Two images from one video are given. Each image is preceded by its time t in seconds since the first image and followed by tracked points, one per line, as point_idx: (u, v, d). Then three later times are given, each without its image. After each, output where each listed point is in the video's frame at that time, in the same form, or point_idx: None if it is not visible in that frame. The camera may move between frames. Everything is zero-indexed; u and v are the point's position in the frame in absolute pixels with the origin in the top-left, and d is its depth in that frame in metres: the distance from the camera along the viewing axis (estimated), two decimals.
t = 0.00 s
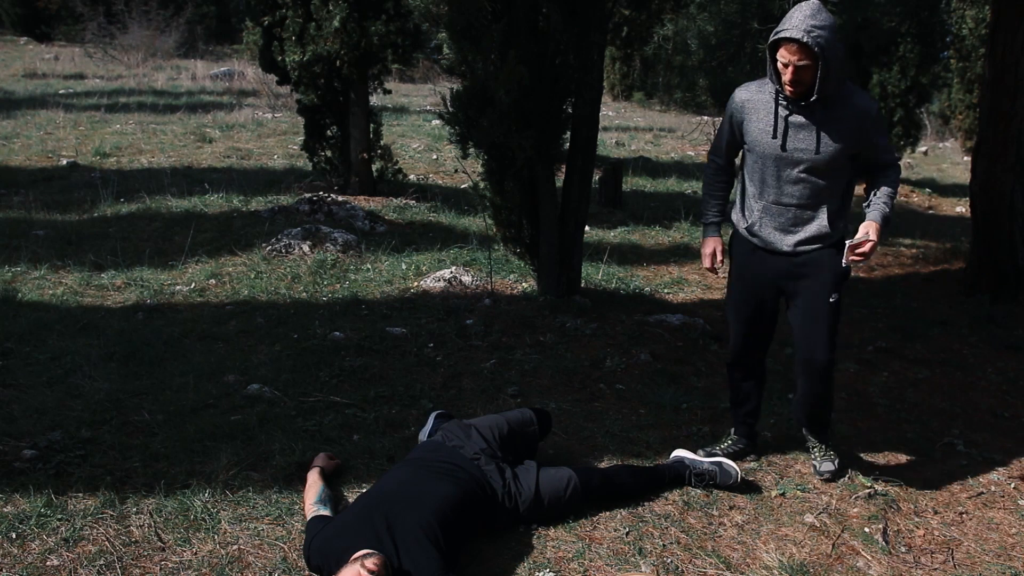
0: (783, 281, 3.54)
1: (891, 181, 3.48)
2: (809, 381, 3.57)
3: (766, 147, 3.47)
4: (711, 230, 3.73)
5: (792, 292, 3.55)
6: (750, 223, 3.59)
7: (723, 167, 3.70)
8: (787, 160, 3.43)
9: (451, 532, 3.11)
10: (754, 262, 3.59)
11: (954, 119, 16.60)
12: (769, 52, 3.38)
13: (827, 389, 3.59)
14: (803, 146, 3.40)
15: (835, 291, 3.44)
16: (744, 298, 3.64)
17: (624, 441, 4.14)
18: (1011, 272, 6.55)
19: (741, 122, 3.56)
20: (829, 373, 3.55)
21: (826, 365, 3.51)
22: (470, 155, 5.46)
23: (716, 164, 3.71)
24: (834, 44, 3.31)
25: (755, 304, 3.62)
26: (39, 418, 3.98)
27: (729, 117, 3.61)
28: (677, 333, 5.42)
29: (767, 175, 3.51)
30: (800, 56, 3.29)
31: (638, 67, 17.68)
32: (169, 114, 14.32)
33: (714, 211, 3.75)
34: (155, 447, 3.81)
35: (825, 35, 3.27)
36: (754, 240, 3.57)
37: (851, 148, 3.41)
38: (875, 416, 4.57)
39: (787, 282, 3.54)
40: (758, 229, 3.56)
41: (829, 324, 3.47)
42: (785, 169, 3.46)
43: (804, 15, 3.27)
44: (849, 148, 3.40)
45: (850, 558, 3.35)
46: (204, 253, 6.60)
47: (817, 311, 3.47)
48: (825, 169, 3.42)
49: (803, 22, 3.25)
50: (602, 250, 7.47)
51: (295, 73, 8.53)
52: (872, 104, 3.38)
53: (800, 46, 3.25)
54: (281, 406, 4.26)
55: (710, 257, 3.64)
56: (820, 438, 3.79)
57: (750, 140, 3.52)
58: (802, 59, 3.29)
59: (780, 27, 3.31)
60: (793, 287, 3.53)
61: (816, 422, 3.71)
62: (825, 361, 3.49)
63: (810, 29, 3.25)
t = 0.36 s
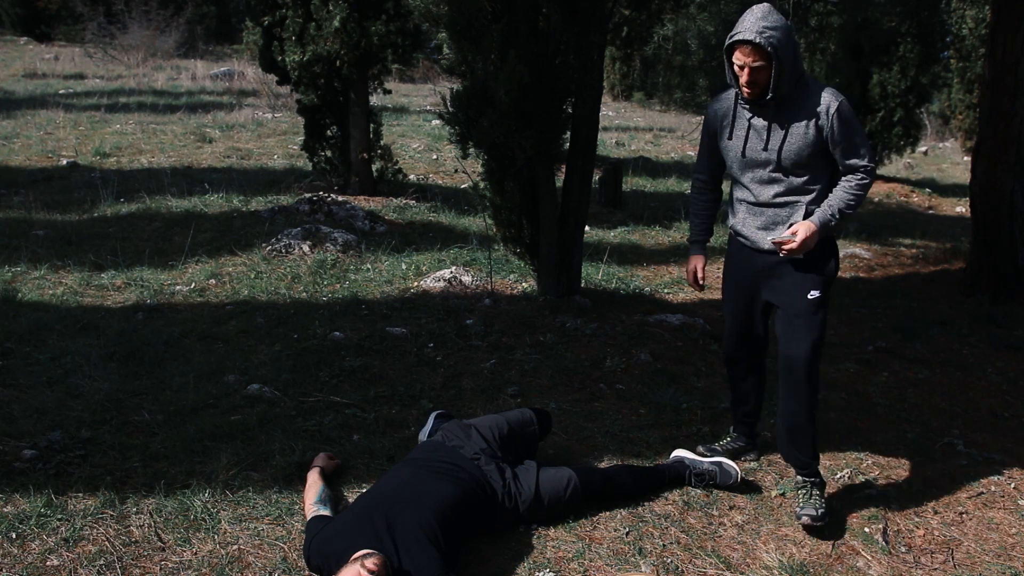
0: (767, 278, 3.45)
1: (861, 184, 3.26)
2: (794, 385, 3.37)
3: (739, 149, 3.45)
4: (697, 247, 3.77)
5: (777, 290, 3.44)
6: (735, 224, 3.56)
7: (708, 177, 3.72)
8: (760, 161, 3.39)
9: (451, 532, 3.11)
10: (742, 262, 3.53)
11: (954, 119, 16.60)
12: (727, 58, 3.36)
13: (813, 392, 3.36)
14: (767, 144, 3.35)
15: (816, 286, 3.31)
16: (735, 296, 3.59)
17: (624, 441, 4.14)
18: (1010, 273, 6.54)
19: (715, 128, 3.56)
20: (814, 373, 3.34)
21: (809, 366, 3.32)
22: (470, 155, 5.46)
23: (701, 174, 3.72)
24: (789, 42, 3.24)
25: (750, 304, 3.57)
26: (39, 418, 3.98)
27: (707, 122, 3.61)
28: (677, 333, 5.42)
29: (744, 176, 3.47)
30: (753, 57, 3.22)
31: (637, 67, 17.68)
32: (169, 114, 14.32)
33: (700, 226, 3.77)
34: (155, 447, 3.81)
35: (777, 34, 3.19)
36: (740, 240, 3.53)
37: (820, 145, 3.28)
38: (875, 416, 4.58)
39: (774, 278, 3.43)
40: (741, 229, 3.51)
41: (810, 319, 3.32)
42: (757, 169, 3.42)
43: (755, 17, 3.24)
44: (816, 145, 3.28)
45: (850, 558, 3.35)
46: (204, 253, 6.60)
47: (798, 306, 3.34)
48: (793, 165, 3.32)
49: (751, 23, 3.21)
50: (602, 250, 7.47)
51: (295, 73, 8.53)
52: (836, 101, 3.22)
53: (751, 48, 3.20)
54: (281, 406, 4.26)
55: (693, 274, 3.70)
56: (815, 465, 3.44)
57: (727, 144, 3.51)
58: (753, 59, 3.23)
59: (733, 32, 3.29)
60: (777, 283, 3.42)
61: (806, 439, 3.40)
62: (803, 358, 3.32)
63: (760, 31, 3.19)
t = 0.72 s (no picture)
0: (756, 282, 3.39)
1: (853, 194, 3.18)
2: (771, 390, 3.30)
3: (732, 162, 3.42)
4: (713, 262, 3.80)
5: (766, 293, 3.36)
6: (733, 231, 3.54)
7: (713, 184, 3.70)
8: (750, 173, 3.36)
9: (451, 531, 3.11)
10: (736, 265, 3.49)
11: (954, 118, 16.60)
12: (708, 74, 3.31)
13: (796, 396, 3.27)
14: (756, 159, 3.32)
15: (802, 294, 3.22)
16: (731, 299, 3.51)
17: (624, 441, 4.14)
18: (1010, 273, 6.54)
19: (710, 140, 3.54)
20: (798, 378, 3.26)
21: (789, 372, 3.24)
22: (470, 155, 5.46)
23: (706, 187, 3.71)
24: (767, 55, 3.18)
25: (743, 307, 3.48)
26: (39, 418, 3.99)
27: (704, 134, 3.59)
28: (677, 333, 5.42)
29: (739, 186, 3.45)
30: (730, 75, 3.17)
31: (638, 67, 17.66)
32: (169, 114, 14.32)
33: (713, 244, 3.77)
34: (155, 447, 3.81)
35: (752, 50, 3.13)
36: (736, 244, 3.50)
37: (807, 155, 3.23)
38: (875, 416, 4.58)
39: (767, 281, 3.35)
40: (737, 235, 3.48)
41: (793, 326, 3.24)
42: (750, 182, 3.39)
43: (729, 34, 3.18)
44: (802, 156, 3.22)
45: (850, 558, 3.35)
46: (204, 253, 6.60)
47: (782, 312, 3.26)
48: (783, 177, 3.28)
49: (725, 41, 3.16)
50: (602, 250, 7.47)
51: (295, 72, 8.53)
52: (820, 111, 3.16)
53: (726, 67, 3.16)
54: (281, 406, 4.26)
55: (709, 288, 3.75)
56: (785, 476, 3.31)
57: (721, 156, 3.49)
58: (730, 78, 3.18)
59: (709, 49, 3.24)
60: (766, 287, 3.35)
61: (777, 447, 3.29)
62: (784, 362, 3.24)
63: (735, 48, 3.13)
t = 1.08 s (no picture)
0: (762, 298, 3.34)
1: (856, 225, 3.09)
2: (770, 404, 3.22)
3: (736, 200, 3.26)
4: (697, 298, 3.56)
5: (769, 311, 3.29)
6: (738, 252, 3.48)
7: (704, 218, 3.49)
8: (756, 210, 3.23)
9: (451, 531, 3.11)
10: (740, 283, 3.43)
11: (954, 119, 16.60)
12: (706, 117, 3.06)
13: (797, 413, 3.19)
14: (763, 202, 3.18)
15: (807, 313, 3.15)
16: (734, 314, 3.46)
17: (624, 441, 4.14)
18: (1010, 273, 6.54)
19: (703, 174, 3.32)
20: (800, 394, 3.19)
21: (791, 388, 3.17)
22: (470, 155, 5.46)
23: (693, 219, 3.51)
24: (773, 99, 2.95)
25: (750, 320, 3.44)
26: (39, 418, 3.98)
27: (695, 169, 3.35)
28: (677, 334, 5.42)
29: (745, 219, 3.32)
30: (735, 125, 2.94)
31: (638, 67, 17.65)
32: (168, 114, 14.32)
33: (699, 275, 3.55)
34: (155, 447, 3.81)
35: (758, 98, 2.90)
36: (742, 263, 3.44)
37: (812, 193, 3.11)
38: (875, 416, 4.58)
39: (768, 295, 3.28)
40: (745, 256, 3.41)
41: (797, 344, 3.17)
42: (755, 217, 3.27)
43: (733, 79, 2.92)
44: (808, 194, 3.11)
45: (850, 558, 3.35)
46: (204, 253, 6.60)
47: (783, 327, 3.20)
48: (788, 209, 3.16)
49: (730, 89, 2.91)
50: (602, 250, 7.47)
51: (295, 73, 8.53)
52: (829, 150, 3.01)
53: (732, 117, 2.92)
54: (281, 406, 4.26)
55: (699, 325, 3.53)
56: (787, 490, 3.25)
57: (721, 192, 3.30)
58: (736, 127, 2.95)
59: (709, 94, 2.98)
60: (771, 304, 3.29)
61: (778, 464, 3.23)
62: (783, 378, 3.17)
63: (741, 97, 2.88)
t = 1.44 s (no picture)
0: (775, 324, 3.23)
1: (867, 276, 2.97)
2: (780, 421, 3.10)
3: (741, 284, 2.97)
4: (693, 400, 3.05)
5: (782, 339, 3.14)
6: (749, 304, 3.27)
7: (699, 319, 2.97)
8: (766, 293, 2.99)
9: (451, 532, 3.11)
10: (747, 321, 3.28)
11: (954, 119, 16.60)
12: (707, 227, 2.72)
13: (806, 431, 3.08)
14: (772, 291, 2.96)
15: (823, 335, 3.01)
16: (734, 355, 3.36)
17: (624, 441, 4.14)
18: (1010, 273, 6.54)
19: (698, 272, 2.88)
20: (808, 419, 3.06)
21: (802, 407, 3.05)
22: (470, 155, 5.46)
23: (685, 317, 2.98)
24: (782, 208, 2.66)
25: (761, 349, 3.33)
26: (39, 418, 3.98)
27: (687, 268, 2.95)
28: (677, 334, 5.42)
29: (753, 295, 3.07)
30: (743, 241, 2.63)
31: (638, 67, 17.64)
32: (169, 114, 14.32)
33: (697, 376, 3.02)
34: (155, 447, 3.81)
35: (766, 211, 2.59)
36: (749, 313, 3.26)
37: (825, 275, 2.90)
38: (875, 416, 4.57)
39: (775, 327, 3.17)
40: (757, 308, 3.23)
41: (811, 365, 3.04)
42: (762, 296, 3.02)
43: (740, 193, 2.59)
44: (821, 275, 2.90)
45: (850, 558, 3.35)
46: (204, 253, 6.60)
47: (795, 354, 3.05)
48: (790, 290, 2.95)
49: (736, 206, 2.58)
50: (602, 250, 7.47)
51: (295, 73, 8.53)
52: (840, 239, 2.82)
53: (742, 235, 2.60)
54: (281, 406, 4.26)
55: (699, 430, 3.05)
56: (792, 504, 3.19)
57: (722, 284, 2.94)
58: (743, 245, 2.65)
59: (711, 208, 2.63)
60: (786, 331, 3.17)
61: (784, 478, 3.14)
62: (799, 400, 3.04)
63: (750, 214, 2.57)
